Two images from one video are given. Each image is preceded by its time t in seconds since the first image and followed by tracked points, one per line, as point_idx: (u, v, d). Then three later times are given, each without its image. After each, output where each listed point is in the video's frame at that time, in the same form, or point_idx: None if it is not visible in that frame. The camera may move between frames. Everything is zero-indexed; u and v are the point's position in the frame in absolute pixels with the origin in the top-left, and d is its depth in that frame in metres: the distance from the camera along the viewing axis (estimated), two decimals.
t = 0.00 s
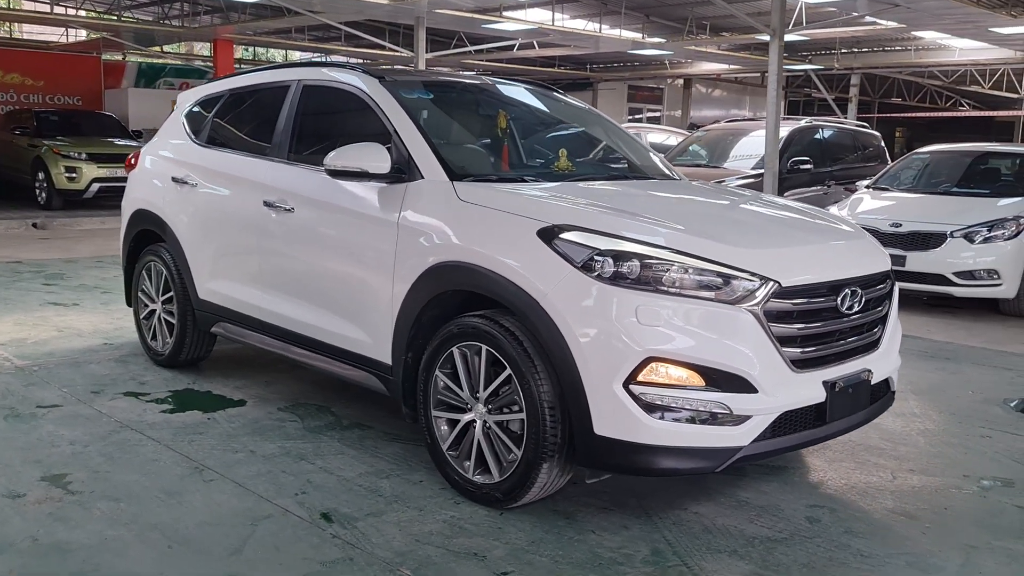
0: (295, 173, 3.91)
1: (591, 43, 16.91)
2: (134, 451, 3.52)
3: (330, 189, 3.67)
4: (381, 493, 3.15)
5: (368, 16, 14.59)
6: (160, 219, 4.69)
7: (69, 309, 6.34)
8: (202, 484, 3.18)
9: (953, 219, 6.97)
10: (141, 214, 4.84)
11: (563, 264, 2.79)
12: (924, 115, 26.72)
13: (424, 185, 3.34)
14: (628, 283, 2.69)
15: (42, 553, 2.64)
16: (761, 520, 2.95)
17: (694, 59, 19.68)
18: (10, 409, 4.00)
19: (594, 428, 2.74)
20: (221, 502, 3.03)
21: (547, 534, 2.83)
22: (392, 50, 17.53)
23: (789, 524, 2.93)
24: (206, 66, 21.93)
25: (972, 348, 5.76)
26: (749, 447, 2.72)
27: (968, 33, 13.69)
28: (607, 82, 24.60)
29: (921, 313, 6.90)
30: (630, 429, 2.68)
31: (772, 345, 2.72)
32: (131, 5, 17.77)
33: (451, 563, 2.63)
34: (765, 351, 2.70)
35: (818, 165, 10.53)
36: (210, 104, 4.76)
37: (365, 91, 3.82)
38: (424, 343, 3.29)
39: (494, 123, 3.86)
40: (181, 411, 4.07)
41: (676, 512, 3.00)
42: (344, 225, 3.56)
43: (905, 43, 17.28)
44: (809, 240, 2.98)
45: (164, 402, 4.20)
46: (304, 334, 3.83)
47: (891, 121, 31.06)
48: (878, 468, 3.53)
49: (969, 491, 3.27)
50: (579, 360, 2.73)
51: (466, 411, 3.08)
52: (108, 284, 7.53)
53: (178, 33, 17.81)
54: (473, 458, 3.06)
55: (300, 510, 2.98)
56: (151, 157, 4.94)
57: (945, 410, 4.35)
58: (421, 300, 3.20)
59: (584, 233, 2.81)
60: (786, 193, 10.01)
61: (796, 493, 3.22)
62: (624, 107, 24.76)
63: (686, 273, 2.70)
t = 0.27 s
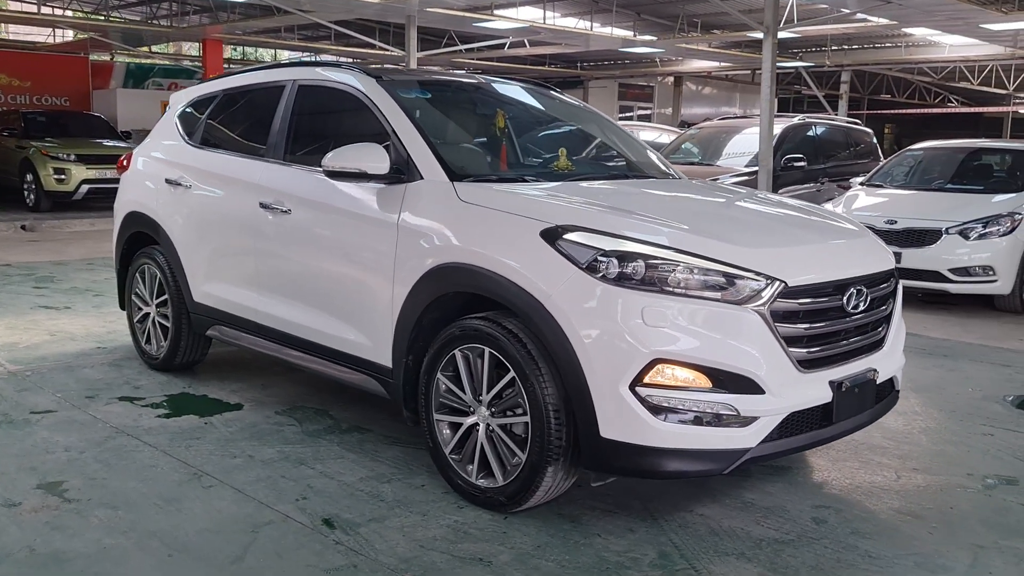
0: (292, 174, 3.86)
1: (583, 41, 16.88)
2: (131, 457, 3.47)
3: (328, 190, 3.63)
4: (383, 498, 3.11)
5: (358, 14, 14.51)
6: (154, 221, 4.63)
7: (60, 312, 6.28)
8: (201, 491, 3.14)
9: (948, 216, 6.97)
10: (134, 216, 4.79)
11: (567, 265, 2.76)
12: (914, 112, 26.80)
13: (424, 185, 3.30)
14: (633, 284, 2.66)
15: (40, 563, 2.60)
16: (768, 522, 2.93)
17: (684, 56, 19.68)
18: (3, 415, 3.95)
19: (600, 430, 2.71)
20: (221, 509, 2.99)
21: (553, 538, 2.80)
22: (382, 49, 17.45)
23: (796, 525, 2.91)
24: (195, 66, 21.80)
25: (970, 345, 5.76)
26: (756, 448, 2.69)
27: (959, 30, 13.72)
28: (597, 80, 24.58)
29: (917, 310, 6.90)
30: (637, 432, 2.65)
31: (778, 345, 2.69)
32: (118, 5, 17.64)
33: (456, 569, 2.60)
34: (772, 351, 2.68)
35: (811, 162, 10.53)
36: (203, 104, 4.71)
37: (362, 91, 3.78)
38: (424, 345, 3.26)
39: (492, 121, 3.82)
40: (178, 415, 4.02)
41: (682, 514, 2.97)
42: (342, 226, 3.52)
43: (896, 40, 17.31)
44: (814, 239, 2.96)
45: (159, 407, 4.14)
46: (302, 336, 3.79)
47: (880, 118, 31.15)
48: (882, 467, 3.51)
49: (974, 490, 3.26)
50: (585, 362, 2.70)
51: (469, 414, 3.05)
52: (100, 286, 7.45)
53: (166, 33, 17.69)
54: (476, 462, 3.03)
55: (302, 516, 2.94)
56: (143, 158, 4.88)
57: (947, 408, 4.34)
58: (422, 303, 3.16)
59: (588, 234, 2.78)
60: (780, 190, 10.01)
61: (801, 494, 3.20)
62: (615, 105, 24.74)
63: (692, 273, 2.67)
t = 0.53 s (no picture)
0: (290, 174, 3.80)
1: (576, 39, 16.83)
2: (128, 464, 3.40)
3: (328, 191, 3.57)
4: (387, 505, 3.05)
5: (351, 13, 14.42)
6: (149, 223, 4.56)
7: (52, 315, 6.19)
8: (200, 499, 3.07)
9: (947, 213, 6.95)
10: (127, 218, 4.71)
11: (575, 267, 2.70)
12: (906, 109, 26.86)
13: (426, 185, 3.24)
14: (643, 286, 2.61)
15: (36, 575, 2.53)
16: (780, 527, 2.88)
17: (678, 54, 19.64)
18: None
19: (610, 435, 2.66)
20: (221, 517, 2.92)
21: (562, 545, 2.74)
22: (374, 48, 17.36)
23: (808, 530, 2.86)
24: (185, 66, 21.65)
25: (971, 344, 5.73)
26: (769, 453, 2.64)
27: (953, 27, 13.72)
28: (590, 79, 24.54)
29: (916, 308, 6.86)
30: (648, 437, 2.60)
31: (791, 347, 2.64)
32: (108, 4, 17.49)
33: None
34: (785, 354, 2.63)
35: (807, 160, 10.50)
36: (198, 104, 4.63)
37: (361, 89, 3.71)
38: (428, 349, 3.20)
39: (493, 121, 3.76)
40: (175, 420, 3.95)
41: (692, 520, 2.92)
42: (342, 227, 3.46)
43: (888, 37, 17.31)
44: (825, 239, 2.91)
45: (156, 412, 4.07)
46: (301, 340, 3.72)
47: (872, 115, 31.20)
48: (891, 469, 3.47)
49: (986, 492, 3.22)
50: (594, 366, 2.65)
51: (475, 419, 2.99)
52: (92, 288, 7.36)
53: (156, 32, 17.56)
54: (482, 468, 2.97)
55: (305, 524, 2.88)
56: (137, 159, 4.80)
57: (952, 408, 4.30)
58: (426, 306, 3.10)
59: (597, 235, 2.72)
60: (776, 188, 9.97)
61: (811, 498, 3.15)
62: (608, 104, 24.70)
63: (703, 275, 2.62)
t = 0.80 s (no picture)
0: (290, 175, 3.73)
1: (570, 38, 16.77)
2: (126, 471, 3.33)
3: (328, 191, 3.50)
4: (392, 511, 2.98)
5: (345, 11, 14.33)
6: (144, 224, 4.48)
7: (45, 318, 6.10)
8: (201, 506, 3.00)
9: (947, 211, 6.91)
10: (122, 219, 4.63)
11: (586, 268, 2.64)
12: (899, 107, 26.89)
13: (430, 185, 3.17)
14: (656, 287, 2.55)
15: None
16: (794, 531, 2.82)
17: (672, 53, 19.60)
18: None
19: (622, 440, 2.60)
20: (223, 526, 2.85)
21: (572, 552, 2.68)
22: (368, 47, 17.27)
23: (823, 534, 2.81)
24: (177, 65, 21.52)
25: (975, 342, 5.69)
26: (785, 456, 2.58)
27: (948, 24, 13.71)
28: (583, 77, 24.49)
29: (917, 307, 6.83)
30: (661, 441, 2.54)
31: (807, 349, 2.58)
32: (98, 3, 17.35)
33: None
34: (801, 356, 2.57)
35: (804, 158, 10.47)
36: (194, 103, 4.55)
37: (363, 87, 3.64)
38: (433, 352, 3.14)
39: (496, 119, 3.70)
40: (172, 425, 3.88)
41: (704, 524, 2.87)
42: (343, 227, 3.39)
43: (883, 35, 17.31)
44: (838, 238, 2.86)
45: (153, 417, 4.00)
46: (302, 343, 3.65)
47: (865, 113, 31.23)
48: (902, 471, 3.42)
49: (999, 494, 3.17)
50: (606, 369, 2.59)
51: (482, 424, 2.93)
52: (85, 291, 7.27)
53: (148, 32, 17.43)
54: (490, 473, 2.91)
55: (309, 532, 2.81)
56: (131, 159, 4.72)
57: (960, 407, 4.25)
58: (431, 308, 3.04)
59: (608, 234, 2.67)
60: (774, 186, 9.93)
61: (823, 501, 3.10)
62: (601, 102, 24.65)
63: (716, 276, 2.56)
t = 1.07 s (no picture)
0: (291, 175, 3.68)
1: (568, 36, 16.72)
2: (126, 477, 3.28)
3: (330, 191, 3.45)
4: (398, 517, 2.93)
5: (341, 10, 14.26)
6: (143, 225, 4.42)
7: (42, 320, 6.04)
8: (204, 513, 2.95)
9: (950, 208, 6.87)
10: (120, 220, 4.58)
11: (596, 268, 2.60)
12: (896, 103, 26.88)
13: (435, 184, 3.12)
14: (667, 288, 2.51)
15: None
16: (807, 535, 2.78)
17: (669, 50, 19.55)
18: None
19: (634, 443, 2.56)
20: (226, 533, 2.80)
21: (583, 558, 2.64)
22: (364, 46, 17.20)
23: (837, 538, 2.76)
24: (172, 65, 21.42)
25: (979, 341, 5.65)
26: (800, 459, 2.54)
27: (946, 20, 13.69)
28: (580, 76, 24.43)
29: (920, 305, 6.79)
30: (674, 444, 2.50)
31: (821, 349, 2.54)
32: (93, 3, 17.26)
33: None
34: (815, 357, 2.52)
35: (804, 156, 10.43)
36: (193, 102, 4.49)
37: (365, 86, 3.59)
38: (439, 354, 3.09)
39: (500, 117, 3.65)
40: (173, 429, 3.82)
41: (715, 528, 2.82)
42: (345, 228, 3.34)
43: (880, 32, 17.28)
44: (851, 238, 2.82)
45: (153, 421, 3.94)
46: (304, 345, 3.60)
47: (861, 110, 31.23)
48: (913, 472, 3.38)
49: (1013, 495, 3.13)
50: (617, 371, 2.54)
51: (489, 427, 2.88)
52: (82, 292, 7.21)
53: (143, 32, 17.35)
54: (498, 478, 2.87)
55: (314, 539, 2.76)
56: (129, 159, 4.66)
57: (968, 406, 4.21)
58: (436, 309, 2.99)
59: (617, 234, 2.62)
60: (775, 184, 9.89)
61: (834, 503, 3.06)
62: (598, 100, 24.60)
63: (729, 276, 2.51)
